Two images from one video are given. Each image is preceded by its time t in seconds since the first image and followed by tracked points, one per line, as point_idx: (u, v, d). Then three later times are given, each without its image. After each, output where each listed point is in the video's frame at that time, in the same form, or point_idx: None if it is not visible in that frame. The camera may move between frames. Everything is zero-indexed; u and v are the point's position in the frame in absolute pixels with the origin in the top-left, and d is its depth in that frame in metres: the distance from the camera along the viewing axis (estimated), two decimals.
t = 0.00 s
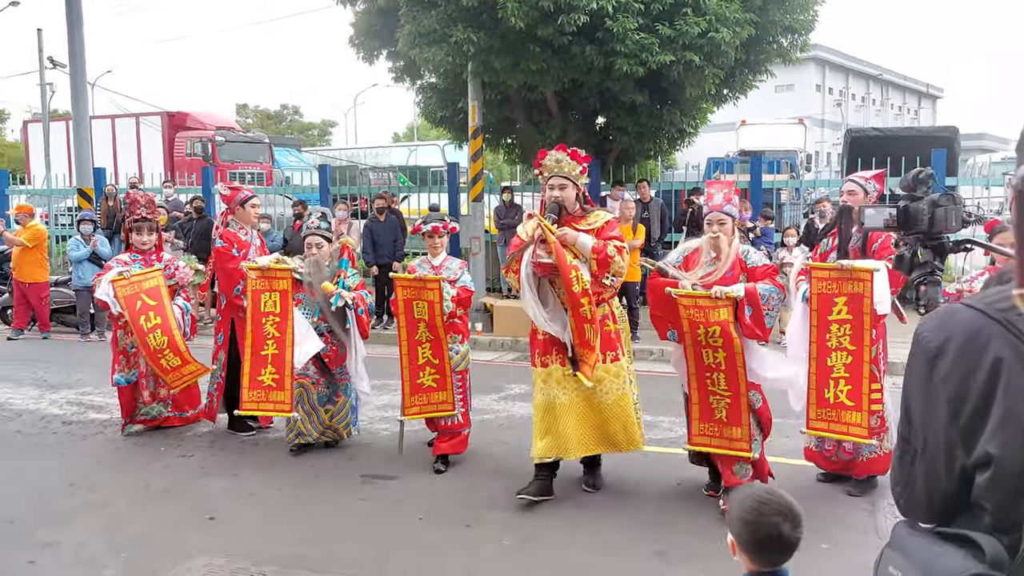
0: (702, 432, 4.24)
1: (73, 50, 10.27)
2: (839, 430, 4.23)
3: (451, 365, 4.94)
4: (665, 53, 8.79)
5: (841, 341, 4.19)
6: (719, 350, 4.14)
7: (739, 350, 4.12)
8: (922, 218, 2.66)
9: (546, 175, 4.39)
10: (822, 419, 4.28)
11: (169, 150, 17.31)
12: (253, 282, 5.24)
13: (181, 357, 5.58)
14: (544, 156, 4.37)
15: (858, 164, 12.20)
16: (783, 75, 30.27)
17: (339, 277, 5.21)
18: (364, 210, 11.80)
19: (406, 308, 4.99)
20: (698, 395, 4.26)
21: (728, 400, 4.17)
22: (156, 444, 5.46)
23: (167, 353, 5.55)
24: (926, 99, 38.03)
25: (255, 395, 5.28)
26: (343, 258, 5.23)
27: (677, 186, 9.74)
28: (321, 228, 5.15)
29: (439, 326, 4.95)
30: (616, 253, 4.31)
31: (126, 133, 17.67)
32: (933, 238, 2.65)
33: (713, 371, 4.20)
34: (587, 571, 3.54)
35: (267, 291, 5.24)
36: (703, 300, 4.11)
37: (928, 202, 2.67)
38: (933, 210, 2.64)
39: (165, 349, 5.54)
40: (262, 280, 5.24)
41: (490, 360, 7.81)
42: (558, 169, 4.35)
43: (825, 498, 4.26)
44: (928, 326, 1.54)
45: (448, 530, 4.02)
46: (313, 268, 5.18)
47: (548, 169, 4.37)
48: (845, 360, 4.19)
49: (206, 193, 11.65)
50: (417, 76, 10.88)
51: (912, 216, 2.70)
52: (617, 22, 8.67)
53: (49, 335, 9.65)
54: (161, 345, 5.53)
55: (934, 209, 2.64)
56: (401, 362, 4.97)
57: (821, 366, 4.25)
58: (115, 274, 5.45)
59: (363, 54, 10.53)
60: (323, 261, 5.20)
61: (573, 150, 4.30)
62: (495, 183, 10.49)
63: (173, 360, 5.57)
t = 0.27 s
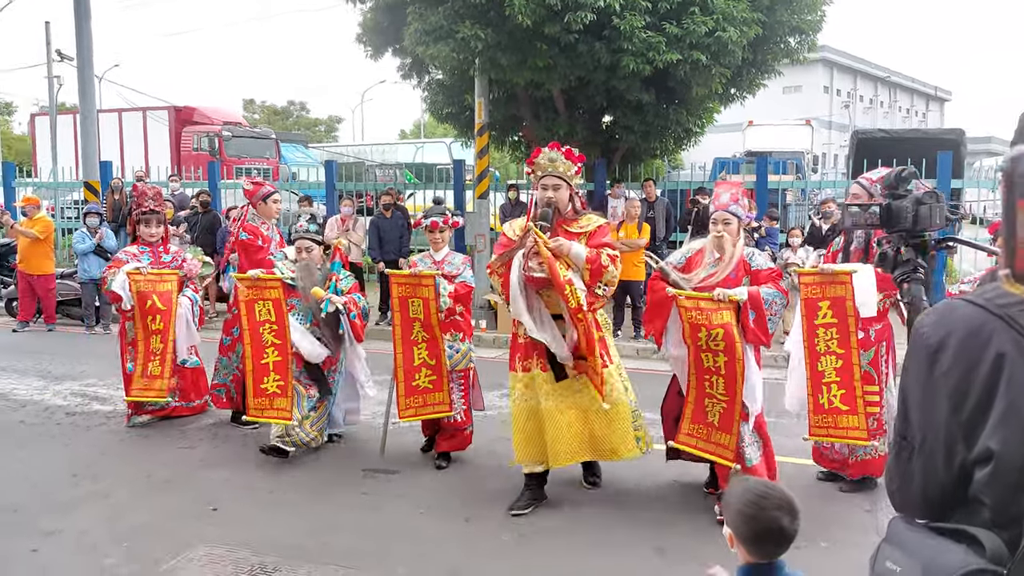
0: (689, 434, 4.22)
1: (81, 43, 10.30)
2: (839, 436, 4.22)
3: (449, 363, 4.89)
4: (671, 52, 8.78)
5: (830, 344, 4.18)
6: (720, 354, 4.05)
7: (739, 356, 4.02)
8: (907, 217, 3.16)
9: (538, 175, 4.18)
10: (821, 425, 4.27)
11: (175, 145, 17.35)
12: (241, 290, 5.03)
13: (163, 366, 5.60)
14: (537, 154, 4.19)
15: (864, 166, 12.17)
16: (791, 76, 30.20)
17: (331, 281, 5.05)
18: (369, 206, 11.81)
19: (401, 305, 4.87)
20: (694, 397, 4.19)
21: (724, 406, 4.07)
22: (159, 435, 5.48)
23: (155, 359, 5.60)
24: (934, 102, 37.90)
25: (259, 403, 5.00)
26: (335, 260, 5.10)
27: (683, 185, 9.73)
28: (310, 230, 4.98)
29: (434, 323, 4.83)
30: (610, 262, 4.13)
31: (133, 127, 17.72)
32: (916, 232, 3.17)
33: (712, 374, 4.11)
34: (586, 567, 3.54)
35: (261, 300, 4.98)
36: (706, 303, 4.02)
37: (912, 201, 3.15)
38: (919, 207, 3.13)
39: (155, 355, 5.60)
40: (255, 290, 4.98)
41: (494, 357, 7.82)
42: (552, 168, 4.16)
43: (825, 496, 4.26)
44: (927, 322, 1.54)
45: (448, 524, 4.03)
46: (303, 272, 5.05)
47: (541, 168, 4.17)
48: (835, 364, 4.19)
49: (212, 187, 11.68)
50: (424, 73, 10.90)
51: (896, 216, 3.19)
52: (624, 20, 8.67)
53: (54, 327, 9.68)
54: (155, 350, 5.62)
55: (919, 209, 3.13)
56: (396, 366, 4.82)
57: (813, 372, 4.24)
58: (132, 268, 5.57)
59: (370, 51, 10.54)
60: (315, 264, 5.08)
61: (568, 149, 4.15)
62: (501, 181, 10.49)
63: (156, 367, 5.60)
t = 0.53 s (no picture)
0: (698, 429, 4.13)
1: (89, 39, 10.35)
2: (813, 437, 4.32)
3: (445, 369, 4.59)
4: (677, 51, 8.77)
5: (801, 346, 4.32)
6: (719, 352, 3.93)
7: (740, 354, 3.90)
8: (887, 215, 3.04)
9: (530, 172, 4.01)
10: (794, 426, 4.37)
11: (183, 141, 17.41)
12: (222, 289, 4.80)
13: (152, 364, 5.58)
14: (527, 151, 3.99)
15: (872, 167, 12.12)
16: (799, 77, 30.09)
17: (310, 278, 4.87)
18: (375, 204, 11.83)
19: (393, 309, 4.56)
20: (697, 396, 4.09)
21: (727, 404, 3.97)
22: (163, 429, 5.50)
23: (144, 356, 5.59)
24: (943, 103, 37.72)
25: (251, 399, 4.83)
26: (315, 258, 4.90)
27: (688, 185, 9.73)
28: (292, 224, 4.83)
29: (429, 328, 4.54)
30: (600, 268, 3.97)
31: (142, 123, 17.79)
32: (898, 238, 3.05)
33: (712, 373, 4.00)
34: (585, 565, 3.55)
35: (241, 295, 4.81)
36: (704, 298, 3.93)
37: (894, 200, 3.06)
38: (899, 207, 3.03)
39: (144, 352, 5.59)
40: (233, 285, 4.81)
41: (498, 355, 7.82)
42: (544, 166, 3.97)
43: (826, 496, 4.25)
44: (923, 320, 1.53)
45: (449, 520, 4.04)
46: (282, 267, 4.83)
47: (531, 166, 4.00)
48: (804, 366, 4.33)
49: (218, 183, 11.71)
50: (431, 71, 10.91)
51: (876, 213, 3.08)
52: (630, 19, 8.66)
53: (60, 321, 9.73)
54: (145, 348, 5.61)
55: (899, 207, 3.03)
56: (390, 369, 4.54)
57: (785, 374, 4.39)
58: (144, 265, 5.65)
59: (377, 50, 10.55)
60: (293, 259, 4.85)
61: (559, 145, 3.95)
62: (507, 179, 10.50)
63: (144, 364, 5.59)
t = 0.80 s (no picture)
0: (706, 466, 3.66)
1: (93, 37, 10.36)
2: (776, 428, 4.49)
3: (431, 374, 4.41)
4: (680, 51, 8.76)
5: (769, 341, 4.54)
6: (715, 367, 3.67)
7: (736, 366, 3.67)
8: (862, 214, 2.70)
9: (517, 178, 3.72)
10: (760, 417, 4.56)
11: (187, 139, 17.45)
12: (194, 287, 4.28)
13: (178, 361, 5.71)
14: (513, 156, 3.71)
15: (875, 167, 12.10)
16: (804, 76, 30.01)
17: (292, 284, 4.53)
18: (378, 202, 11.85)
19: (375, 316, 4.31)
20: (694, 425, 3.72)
21: (729, 423, 3.72)
22: (164, 427, 5.52)
23: (169, 354, 5.69)
24: (948, 103, 37.60)
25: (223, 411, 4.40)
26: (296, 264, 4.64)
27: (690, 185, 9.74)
28: (275, 225, 4.58)
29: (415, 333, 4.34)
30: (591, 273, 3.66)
31: (146, 121, 17.82)
32: (873, 237, 2.70)
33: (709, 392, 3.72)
34: (582, 564, 3.56)
35: (215, 297, 4.29)
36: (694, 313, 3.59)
37: (868, 198, 2.71)
38: (874, 205, 2.70)
39: (169, 349, 5.68)
40: (208, 284, 4.27)
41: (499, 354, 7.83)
42: (530, 170, 3.67)
43: (825, 497, 4.24)
44: (908, 318, 1.54)
45: (447, 519, 4.05)
46: (262, 270, 4.48)
47: (518, 171, 3.70)
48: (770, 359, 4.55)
49: (222, 182, 11.74)
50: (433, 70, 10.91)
51: (851, 212, 2.73)
52: (632, 19, 8.65)
53: (64, 319, 9.76)
54: (169, 346, 5.71)
55: (875, 206, 2.70)
56: (374, 379, 4.31)
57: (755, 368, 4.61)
58: (158, 261, 5.68)
59: (380, 50, 10.54)
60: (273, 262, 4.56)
61: (547, 147, 3.66)
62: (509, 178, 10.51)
63: (168, 363, 5.69)
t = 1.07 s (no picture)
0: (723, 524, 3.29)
1: (108, 37, 10.44)
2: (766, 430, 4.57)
3: (419, 381, 4.21)
4: (691, 49, 8.74)
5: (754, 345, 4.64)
6: (722, 407, 3.35)
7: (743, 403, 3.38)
8: (855, 217, 2.93)
9: (507, 180, 3.47)
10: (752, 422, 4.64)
11: (202, 138, 17.56)
12: (176, 283, 4.13)
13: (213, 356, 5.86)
14: (500, 157, 3.48)
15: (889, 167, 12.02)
16: (818, 75, 29.82)
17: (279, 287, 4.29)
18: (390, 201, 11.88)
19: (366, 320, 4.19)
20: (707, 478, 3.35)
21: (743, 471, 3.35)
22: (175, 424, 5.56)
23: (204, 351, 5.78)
24: (964, 101, 37.28)
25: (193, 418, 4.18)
26: (287, 266, 4.35)
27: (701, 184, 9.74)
28: (265, 226, 4.22)
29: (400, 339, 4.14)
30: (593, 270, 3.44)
31: (161, 120, 17.95)
32: (863, 239, 2.97)
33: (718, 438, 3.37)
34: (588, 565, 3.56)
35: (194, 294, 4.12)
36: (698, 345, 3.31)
37: (860, 203, 2.93)
38: (868, 210, 2.91)
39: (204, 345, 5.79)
40: (189, 280, 4.11)
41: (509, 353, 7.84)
42: (519, 171, 3.43)
43: (833, 499, 4.22)
44: (907, 320, 1.52)
45: (454, 519, 4.06)
46: (248, 271, 4.19)
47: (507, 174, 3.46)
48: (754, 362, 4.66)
49: (235, 180, 11.81)
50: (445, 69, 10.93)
51: (843, 216, 2.96)
52: (644, 18, 8.64)
53: (78, 316, 9.84)
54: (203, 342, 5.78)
55: (867, 211, 2.92)
56: (365, 381, 4.25)
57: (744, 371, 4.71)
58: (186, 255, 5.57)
59: (392, 50, 10.56)
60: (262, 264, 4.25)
61: (536, 144, 3.40)
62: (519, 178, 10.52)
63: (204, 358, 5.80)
